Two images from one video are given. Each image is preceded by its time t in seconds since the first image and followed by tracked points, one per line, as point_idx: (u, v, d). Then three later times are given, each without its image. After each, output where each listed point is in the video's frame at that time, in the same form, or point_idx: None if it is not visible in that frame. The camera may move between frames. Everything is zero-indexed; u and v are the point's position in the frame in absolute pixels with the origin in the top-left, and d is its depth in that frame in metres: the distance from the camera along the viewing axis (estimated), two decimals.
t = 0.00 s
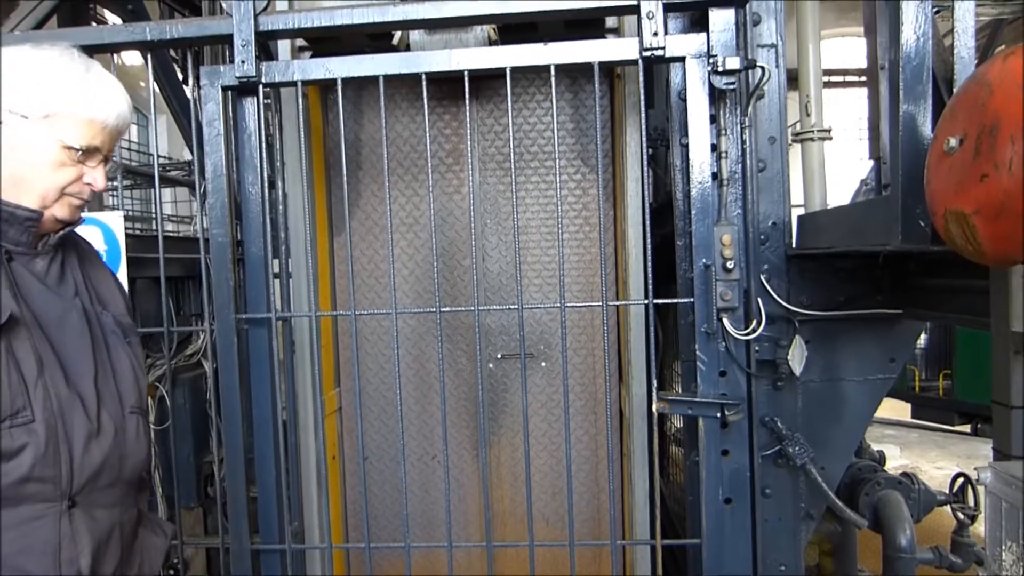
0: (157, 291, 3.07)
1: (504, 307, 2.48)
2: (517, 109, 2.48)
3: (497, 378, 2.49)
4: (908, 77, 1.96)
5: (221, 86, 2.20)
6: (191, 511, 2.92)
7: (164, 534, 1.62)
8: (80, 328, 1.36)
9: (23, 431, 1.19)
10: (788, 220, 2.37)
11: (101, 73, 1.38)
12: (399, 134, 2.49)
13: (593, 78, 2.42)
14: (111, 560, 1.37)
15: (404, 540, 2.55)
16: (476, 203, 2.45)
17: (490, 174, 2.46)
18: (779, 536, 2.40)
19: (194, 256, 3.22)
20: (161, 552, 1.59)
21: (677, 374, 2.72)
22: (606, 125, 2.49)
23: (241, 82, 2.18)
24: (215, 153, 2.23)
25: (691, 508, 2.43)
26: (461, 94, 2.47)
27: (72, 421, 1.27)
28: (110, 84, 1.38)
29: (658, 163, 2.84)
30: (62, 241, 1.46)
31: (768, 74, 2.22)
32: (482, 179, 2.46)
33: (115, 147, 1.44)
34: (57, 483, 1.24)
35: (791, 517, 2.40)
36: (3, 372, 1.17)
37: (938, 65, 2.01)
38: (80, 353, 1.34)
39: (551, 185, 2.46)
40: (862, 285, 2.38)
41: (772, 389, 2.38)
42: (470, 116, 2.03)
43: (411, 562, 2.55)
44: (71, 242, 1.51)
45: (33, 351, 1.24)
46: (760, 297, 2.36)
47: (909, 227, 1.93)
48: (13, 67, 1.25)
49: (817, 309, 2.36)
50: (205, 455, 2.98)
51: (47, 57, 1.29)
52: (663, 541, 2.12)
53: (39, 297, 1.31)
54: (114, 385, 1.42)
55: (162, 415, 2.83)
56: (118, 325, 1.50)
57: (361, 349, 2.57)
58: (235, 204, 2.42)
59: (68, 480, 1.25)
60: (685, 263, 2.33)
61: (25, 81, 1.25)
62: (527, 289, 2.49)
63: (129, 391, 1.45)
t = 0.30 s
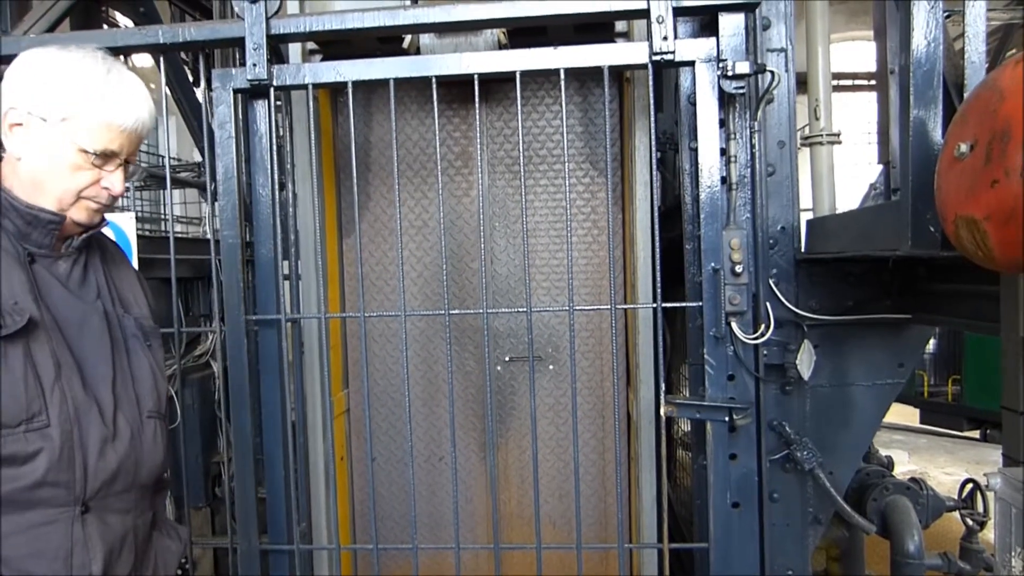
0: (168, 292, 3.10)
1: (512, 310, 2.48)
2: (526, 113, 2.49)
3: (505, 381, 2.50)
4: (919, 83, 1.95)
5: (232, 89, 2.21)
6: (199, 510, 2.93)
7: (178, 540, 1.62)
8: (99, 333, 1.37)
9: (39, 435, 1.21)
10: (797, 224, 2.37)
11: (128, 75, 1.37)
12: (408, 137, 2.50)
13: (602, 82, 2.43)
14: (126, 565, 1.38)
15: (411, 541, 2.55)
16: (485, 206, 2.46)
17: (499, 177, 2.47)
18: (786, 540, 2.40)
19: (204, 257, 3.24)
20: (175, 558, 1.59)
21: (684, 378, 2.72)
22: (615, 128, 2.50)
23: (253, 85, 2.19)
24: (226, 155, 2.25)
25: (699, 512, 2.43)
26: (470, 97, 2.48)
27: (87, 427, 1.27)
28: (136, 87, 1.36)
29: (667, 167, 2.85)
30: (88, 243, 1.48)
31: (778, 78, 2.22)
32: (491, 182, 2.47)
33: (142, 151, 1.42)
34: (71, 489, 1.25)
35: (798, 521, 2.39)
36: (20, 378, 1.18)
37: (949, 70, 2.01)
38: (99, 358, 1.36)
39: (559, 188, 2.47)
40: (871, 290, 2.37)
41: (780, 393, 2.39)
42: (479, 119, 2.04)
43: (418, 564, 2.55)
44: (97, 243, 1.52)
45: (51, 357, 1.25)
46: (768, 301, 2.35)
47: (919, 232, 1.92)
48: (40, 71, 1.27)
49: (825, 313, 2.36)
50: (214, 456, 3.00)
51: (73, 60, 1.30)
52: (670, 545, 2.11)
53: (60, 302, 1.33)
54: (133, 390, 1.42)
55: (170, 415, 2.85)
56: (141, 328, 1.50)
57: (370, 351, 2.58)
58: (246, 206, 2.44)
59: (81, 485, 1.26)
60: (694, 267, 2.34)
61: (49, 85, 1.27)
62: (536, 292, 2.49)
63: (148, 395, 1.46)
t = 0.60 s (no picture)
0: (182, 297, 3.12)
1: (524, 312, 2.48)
2: (537, 116, 2.49)
3: (517, 384, 2.50)
4: (933, 83, 1.94)
5: (246, 94, 2.23)
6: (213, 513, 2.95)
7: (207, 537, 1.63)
8: (130, 340, 1.38)
9: (90, 445, 1.20)
10: (811, 225, 2.35)
11: (143, 76, 1.35)
12: (420, 141, 2.52)
13: (613, 84, 2.43)
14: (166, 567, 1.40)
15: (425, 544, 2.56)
16: (496, 209, 2.47)
17: (510, 180, 2.48)
18: (801, 543, 2.39)
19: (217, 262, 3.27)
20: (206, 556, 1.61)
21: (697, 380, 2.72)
22: (627, 130, 2.50)
23: (266, 91, 2.21)
24: (240, 161, 2.26)
25: (712, 514, 2.42)
26: (482, 100, 2.49)
27: (131, 435, 1.27)
28: (148, 88, 1.34)
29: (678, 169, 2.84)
30: (109, 250, 1.48)
31: (791, 79, 2.21)
32: (502, 185, 2.47)
33: (156, 153, 1.40)
34: (121, 496, 1.25)
35: (813, 524, 2.38)
36: (68, 390, 1.18)
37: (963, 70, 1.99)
38: (130, 365, 1.36)
39: (571, 191, 2.47)
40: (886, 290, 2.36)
41: (794, 395, 2.37)
42: (491, 123, 2.05)
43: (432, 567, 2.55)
44: (116, 251, 1.53)
45: (93, 368, 1.24)
46: (782, 302, 2.34)
47: (934, 233, 1.91)
48: (53, 73, 1.27)
49: (839, 315, 2.35)
50: (228, 458, 3.02)
51: (85, 62, 1.28)
52: (684, 547, 2.11)
53: (93, 310, 1.33)
54: (163, 393, 1.43)
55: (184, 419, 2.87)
56: (165, 332, 1.51)
57: (383, 355, 2.59)
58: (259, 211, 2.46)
59: (131, 492, 1.27)
60: (707, 269, 2.33)
61: (60, 88, 1.26)
62: (548, 295, 2.49)
63: (177, 398, 1.46)
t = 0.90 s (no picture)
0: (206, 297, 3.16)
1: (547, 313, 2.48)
2: (560, 116, 2.49)
3: (540, 385, 2.50)
4: (964, 82, 1.90)
5: (270, 96, 2.24)
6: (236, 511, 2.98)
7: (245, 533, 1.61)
8: (167, 336, 1.36)
9: (148, 444, 1.16)
10: (836, 226, 2.33)
11: (162, 63, 1.26)
12: (442, 142, 2.52)
13: (636, 85, 2.42)
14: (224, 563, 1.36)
15: (447, 544, 2.57)
16: (519, 211, 2.47)
17: (533, 182, 2.48)
18: (826, 547, 2.37)
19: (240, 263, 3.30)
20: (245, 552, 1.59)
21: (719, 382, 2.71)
22: (650, 131, 2.49)
23: (290, 92, 2.22)
24: (264, 162, 2.27)
25: (735, 517, 2.41)
26: (504, 101, 2.49)
27: (183, 430, 1.25)
28: (168, 77, 1.24)
29: (701, 170, 2.83)
30: (133, 250, 1.42)
31: (816, 78, 2.19)
32: (524, 186, 2.47)
33: (180, 146, 1.31)
34: (183, 492, 1.22)
35: (838, 528, 2.36)
36: (123, 387, 1.14)
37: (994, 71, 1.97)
38: (170, 360, 1.34)
39: (593, 192, 2.47)
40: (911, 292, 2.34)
41: (819, 398, 2.35)
42: (514, 125, 2.05)
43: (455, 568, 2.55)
44: (139, 251, 1.46)
45: (142, 365, 1.21)
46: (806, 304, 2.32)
47: (963, 234, 1.88)
48: (67, 64, 1.18)
49: (865, 317, 2.32)
50: (251, 457, 3.04)
51: (100, 51, 1.19)
52: (707, 550, 2.10)
53: (130, 308, 1.31)
54: (199, 388, 1.41)
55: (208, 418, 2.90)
56: (194, 327, 1.50)
57: (405, 355, 2.60)
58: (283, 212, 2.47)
59: (189, 488, 1.23)
60: (731, 271, 2.32)
61: (73, 79, 1.17)
62: (570, 296, 2.49)
63: (210, 394, 1.45)
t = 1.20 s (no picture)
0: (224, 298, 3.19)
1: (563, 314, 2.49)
2: (577, 118, 2.49)
3: (556, 386, 2.51)
4: (985, 82, 1.89)
5: (290, 98, 2.25)
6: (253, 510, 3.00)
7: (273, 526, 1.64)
8: (191, 334, 1.37)
9: (188, 447, 1.18)
10: (855, 228, 2.33)
11: (173, 51, 1.23)
12: (459, 144, 2.53)
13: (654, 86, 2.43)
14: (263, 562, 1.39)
15: (463, 546, 2.58)
16: (536, 212, 2.47)
17: (549, 183, 2.48)
18: (844, 550, 2.35)
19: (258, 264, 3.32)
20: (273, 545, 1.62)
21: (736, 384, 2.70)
22: (667, 133, 2.49)
23: (309, 95, 2.24)
24: (283, 164, 2.29)
25: (753, 520, 2.40)
26: (521, 103, 2.49)
27: (217, 431, 1.26)
28: (179, 65, 1.21)
29: (718, 171, 2.83)
30: (151, 247, 1.43)
31: (835, 80, 2.18)
32: (541, 188, 2.48)
33: (193, 138, 1.29)
34: (223, 494, 1.24)
35: (856, 531, 2.35)
36: (159, 392, 1.15)
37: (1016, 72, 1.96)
38: (196, 358, 1.36)
39: (610, 193, 2.47)
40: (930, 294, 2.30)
41: (837, 400, 2.35)
42: (531, 127, 2.06)
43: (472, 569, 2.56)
44: (154, 249, 1.46)
45: (173, 368, 1.23)
46: (825, 306, 2.31)
47: (984, 236, 1.87)
48: (74, 54, 1.15)
49: (883, 319, 2.31)
50: (268, 457, 3.07)
51: (107, 38, 1.16)
52: (724, 552, 2.09)
53: (154, 306, 1.32)
54: (224, 385, 1.43)
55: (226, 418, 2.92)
56: (213, 322, 1.52)
57: (422, 356, 2.61)
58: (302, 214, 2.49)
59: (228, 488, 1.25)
60: (748, 272, 2.32)
61: (81, 69, 1.14)
62: (587, 298, 2.50)
63: (233, 389, 1.47)
